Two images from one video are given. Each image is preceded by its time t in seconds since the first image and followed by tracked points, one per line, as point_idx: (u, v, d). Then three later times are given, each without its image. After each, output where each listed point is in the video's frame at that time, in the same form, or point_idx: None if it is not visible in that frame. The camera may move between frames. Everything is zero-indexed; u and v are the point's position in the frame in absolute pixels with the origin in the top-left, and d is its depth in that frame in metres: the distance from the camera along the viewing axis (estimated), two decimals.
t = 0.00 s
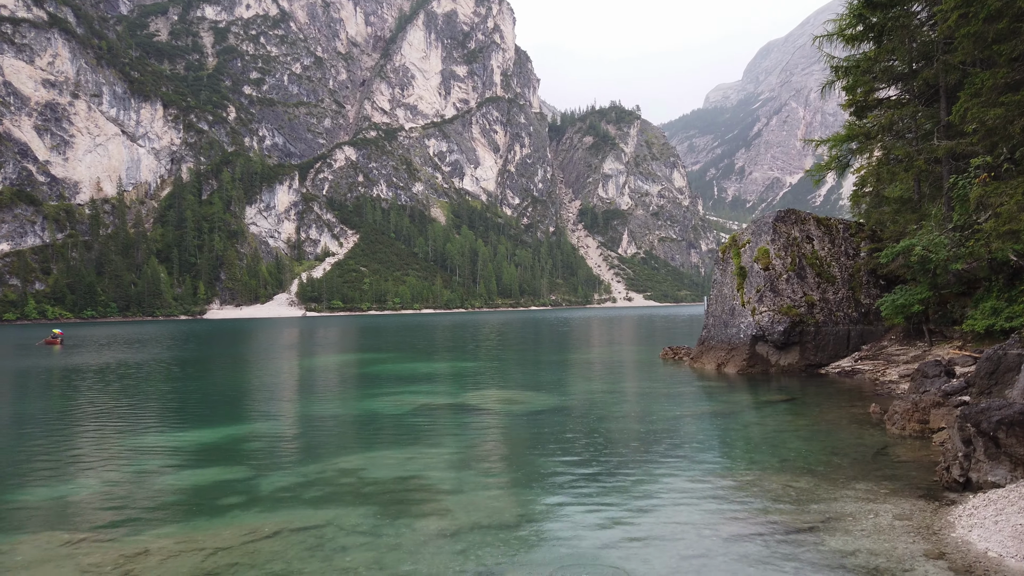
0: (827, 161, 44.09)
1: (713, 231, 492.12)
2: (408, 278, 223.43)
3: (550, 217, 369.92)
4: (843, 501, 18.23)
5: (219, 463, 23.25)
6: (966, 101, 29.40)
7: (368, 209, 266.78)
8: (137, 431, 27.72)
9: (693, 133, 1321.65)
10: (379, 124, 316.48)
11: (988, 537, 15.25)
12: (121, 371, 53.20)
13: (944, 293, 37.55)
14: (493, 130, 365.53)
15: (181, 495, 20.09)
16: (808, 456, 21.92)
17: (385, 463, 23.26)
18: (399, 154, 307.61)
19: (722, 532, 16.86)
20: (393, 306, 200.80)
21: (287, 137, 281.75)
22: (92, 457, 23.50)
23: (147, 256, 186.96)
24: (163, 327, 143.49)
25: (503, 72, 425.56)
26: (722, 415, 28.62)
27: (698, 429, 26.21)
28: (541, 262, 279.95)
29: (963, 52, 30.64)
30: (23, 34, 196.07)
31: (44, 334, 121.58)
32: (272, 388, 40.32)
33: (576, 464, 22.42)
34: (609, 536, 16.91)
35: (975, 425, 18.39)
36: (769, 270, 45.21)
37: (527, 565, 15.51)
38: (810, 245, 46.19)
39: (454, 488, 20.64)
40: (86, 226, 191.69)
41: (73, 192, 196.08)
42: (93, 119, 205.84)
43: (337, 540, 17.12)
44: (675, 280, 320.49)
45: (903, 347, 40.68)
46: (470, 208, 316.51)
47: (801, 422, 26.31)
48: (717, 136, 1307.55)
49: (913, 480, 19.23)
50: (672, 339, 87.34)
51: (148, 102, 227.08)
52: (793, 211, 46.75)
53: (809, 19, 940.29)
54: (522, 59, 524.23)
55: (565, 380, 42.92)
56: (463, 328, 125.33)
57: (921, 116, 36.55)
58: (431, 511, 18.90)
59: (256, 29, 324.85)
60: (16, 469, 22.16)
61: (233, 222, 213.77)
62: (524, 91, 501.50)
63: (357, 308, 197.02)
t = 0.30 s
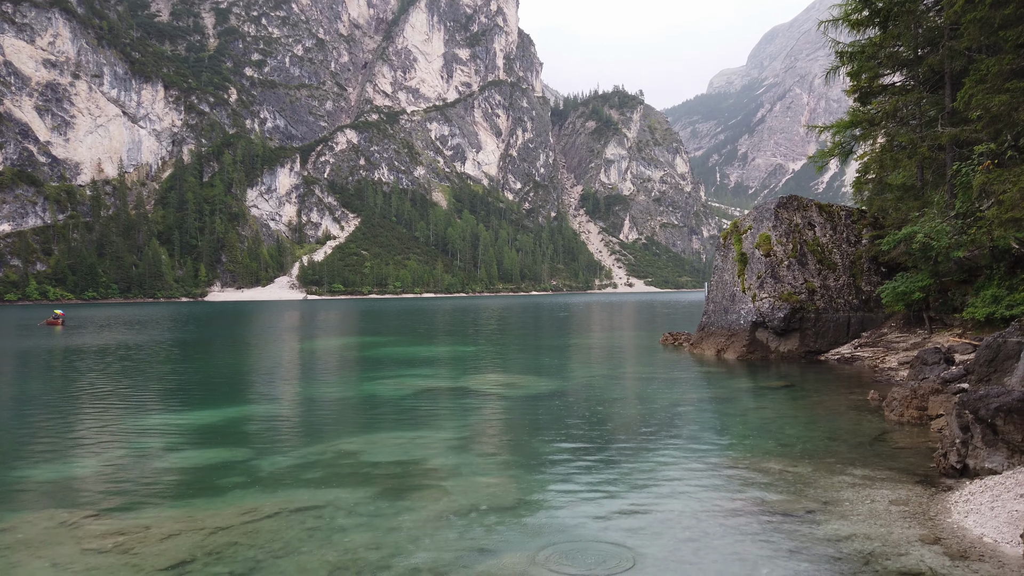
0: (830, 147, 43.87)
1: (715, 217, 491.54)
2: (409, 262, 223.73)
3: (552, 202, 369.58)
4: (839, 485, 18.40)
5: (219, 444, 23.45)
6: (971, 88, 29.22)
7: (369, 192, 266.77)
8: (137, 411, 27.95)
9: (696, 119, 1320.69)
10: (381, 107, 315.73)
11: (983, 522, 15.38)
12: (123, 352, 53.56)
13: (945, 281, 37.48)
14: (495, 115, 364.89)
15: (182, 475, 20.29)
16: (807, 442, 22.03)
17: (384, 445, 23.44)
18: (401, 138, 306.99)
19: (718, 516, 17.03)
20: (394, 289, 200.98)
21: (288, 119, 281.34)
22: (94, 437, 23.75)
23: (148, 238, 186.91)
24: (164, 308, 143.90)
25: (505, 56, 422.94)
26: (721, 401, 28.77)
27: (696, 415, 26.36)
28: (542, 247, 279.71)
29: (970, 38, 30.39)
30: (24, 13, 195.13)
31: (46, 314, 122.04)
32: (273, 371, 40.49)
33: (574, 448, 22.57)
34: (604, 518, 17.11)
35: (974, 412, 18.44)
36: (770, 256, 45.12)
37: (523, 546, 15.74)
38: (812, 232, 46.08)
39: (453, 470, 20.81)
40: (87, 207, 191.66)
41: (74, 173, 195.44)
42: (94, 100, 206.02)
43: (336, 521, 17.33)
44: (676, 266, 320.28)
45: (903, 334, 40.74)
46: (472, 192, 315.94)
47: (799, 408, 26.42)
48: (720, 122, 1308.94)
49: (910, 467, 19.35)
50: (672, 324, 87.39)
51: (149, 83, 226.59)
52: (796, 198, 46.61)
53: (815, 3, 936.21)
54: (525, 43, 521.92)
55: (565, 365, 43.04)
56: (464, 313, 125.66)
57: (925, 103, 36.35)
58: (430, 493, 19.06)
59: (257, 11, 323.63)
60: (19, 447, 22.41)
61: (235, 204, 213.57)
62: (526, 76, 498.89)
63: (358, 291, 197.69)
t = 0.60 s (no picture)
0: (822, 130, 43.77)
1: (707, 200, 493.93)
2: (400, 241, 223.92)
3: (544, 181, 370.52)
4: (824, 466, 18.61)
5: (209, 420, 23.49)
6: (964, 72, 29.23)
7: (360, 169, 266.72)
8: (125, 387, 27.92)
9: (690, 101, 1325.32)
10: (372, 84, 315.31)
11: (965, 502, 15.62)
12: (111, 328, 53.32)
13: (933, 265, 37.68)
14: (488, 93, 364.86)
15: (171, 451, 20.30)
16: (793, 423, 22.25)
17: (374, 422, 23.51)
18: (392, 116, 306.32)
19: (705, 494, 17.21)
20: (385, 268, 200.82)
21: (279, 96, 280.50)
22: (82, 412, 23.72)
23: (137, 214, 186.62)
24: (153, 284, 143.90)
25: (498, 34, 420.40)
26: (708, 381, 29.00)
27: (684, 395, 26.54)
28: (534, 228, 279.92)
29: (963, 22, 30.40)
30: None
31: (33, 289, 121.62)
32: (262, 348, 40.46)
33: (563, 427, 22.70)
34: (590, 495, 17.34)
35: (958, 394, 18.61)
36: (761, 238, 45.23)
37: (509, 524, 15.96)
38: (802, 215, 46.06)
39: (443, 448, 20.89)
40: (75, 181, 190.75)
41: (61, 147, 194.61)
42: (81, 73, 204.80)
43: (326, 497, 17.54)
44: (667, 248, 321.55)
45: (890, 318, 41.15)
46: (464, 171, 314.96)
47: (786, 390, 26.64)
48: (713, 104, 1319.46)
49: (896, 447, 19.60)
50: (660, 305, 87.84)
51: (137, 57, 224.80)
52: (786, 180, 46.66)
53: None
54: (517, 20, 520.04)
55: (554, 345, 43.19)
56: (453, 292, 126.11)
57: (917, 86, 36.36)
58: (418, 470, 19.21)
59: None
60: (7, 422, 22.39)
61: (225, 180, 211.51)
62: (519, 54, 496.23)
63: (349, 270, 197.46)
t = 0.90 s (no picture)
0: (816, 108, 43.71)
1: (700, 179, 494.37)
2: (391, 216, 223.55)
3: (538, 158, 370.57)
4: (811, 442, 18.86)
5: (200, 392, 23.55)
6: (959, 51, 29.17)
7: (352, 143, 265.81)
8: (115, 358, 27.90)
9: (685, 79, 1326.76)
10: (364, 56, 317.44)
11: (947, 479, 15.86)
12: (100, 299, 53.07)
13: (923, 245, 37.90)
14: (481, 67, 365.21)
15: (161, 422, 20.39)
16: (781, 400, 22.48)
17: (365, 396, 23.63)
18: (385, 89, 305.92)
19: (692, 470, 17.43)
20: (376, 243, 200.41)
21: (270, 66, 281.16)
22: (72, 383, 23.71)
23: (126, 185, 181.60)
24: (141, 256, 143.74)
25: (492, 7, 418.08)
26: (698, 358, 29.22)
27: (674, 371, 26.77)
28: (527, 204, 279.70)
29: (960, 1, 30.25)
30: None
31: (22, 258, 121.55)
32: (252, 321, 40.45)
33: (552, 402, 22.85)
34: (579, 468, 17.55)
35: (945, 372, 18.80)
36: (752, 217, 45.36)
37: (499, 495, 16.17)
38: (795, 194, 46.15)
39: (433, 421, 21.04)
40: (62, 151, 189.96)
41: (49, 116, 195.87)
42: (68, 40, 204.10)
43: (316, 468, 17.66)
44: (659, 227, 321.63)
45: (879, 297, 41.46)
46: (457, 147, 313.88)
47: (775, 367, 26.88)
48: (708, 82, 1326.75)
49: (881, 425, 19.84)
50: (651, 283, 88.16)
51: (125, 24, 223.59)
52: (780, 158, 46.61)
53: None
54: None
55: (545, 321, 43.32)
56: (444, 267, 126.34)
57: (912, 66, 36.34)
58: (409, 443, 19.35)
59: None
60: None
61: (215, 152, 210.33)
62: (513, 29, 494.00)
63: (340, 244, 195.87)
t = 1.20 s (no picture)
0: (820, 94, 43.46)
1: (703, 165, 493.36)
2: (393, 199, 223.42)
3: (540, 142, 370.20)
4: (811, 428, 18.91)
5: (201, 374, 23.65)
6: (965, 36, 28.97)
7: (353, 125, 263.85)
8: (116, 340, 28.00)
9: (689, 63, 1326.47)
10: (366, 38, 319.71)
11: (945, 466, 15.92)
12: (103, 281, 53.15)
13: (925, 232, 37.82)
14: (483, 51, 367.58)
15: (162, 404, 20.48)
16: (781, 386, 22.51)
17: (365, 379, 23.69)
18: (387, 71, 306.63)
19: (691, 454, 17.51)
20: (377, 227, 199.89)
21: (271, 48, 283.38)
22: (72, 364, 23.83)
23: (126, 166, 183.75)
24: (143, 238, 144.47)
25: None
26: (698, 344, 29.23)
27: (674, 357, 26.81)
28: (529, 188, 278.75)
29: None
30: None
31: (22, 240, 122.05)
32: (254, 304, 40.51)
33: (552, 387, 22.89)
34: (580, 453, 17.63)
35: (945, 360, 18.84)
36: (755, 203, 45.22)
37: (498, 478, 16.29)
38: (798, 180, 45.99)
39: (433, 405, 21.11)
40: (64, 131, 191.63)
41: (49, 96, 196.90)
42: (68, 20, 205.51)
43: (317, 451, 17.74)
44: (661, 212, 320.25)
45: (881, 285, 41.42)
46: (459, 130, 312.87)
47: (776, 353, 26.92)
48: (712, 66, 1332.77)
49: (881, 411, 19.88)
50: (653, 269, 88.15)
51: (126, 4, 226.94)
52: (783, 144, 46.43)
53: None
54: None
55: (546, 305, 43.33)
56: (446, 251, 126.59)
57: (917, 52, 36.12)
58: (410, 426, 19.42)
59: None
60: None
61: (215, 134, 210.08)
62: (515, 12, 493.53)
63: (341, 228, 193.95)
